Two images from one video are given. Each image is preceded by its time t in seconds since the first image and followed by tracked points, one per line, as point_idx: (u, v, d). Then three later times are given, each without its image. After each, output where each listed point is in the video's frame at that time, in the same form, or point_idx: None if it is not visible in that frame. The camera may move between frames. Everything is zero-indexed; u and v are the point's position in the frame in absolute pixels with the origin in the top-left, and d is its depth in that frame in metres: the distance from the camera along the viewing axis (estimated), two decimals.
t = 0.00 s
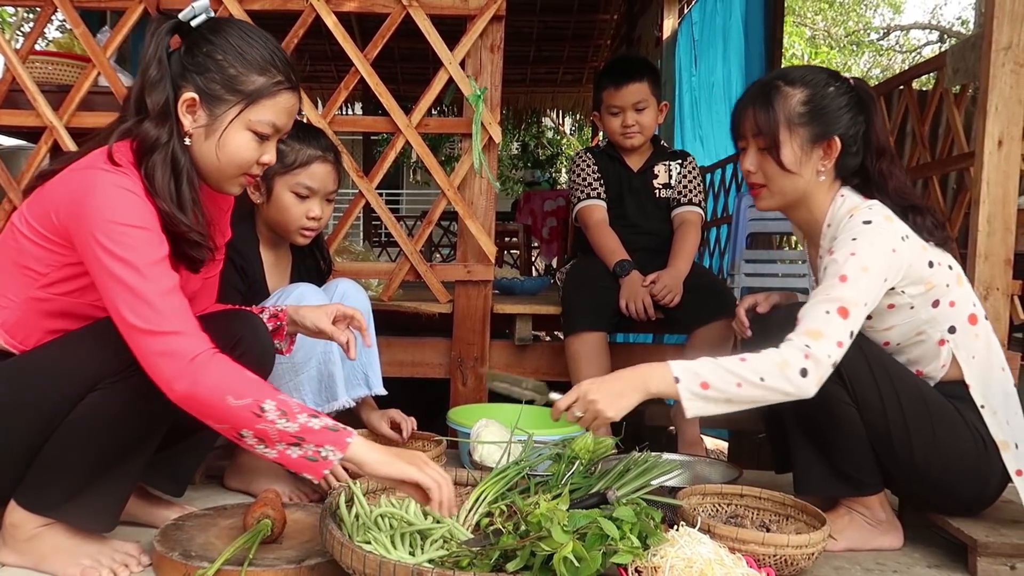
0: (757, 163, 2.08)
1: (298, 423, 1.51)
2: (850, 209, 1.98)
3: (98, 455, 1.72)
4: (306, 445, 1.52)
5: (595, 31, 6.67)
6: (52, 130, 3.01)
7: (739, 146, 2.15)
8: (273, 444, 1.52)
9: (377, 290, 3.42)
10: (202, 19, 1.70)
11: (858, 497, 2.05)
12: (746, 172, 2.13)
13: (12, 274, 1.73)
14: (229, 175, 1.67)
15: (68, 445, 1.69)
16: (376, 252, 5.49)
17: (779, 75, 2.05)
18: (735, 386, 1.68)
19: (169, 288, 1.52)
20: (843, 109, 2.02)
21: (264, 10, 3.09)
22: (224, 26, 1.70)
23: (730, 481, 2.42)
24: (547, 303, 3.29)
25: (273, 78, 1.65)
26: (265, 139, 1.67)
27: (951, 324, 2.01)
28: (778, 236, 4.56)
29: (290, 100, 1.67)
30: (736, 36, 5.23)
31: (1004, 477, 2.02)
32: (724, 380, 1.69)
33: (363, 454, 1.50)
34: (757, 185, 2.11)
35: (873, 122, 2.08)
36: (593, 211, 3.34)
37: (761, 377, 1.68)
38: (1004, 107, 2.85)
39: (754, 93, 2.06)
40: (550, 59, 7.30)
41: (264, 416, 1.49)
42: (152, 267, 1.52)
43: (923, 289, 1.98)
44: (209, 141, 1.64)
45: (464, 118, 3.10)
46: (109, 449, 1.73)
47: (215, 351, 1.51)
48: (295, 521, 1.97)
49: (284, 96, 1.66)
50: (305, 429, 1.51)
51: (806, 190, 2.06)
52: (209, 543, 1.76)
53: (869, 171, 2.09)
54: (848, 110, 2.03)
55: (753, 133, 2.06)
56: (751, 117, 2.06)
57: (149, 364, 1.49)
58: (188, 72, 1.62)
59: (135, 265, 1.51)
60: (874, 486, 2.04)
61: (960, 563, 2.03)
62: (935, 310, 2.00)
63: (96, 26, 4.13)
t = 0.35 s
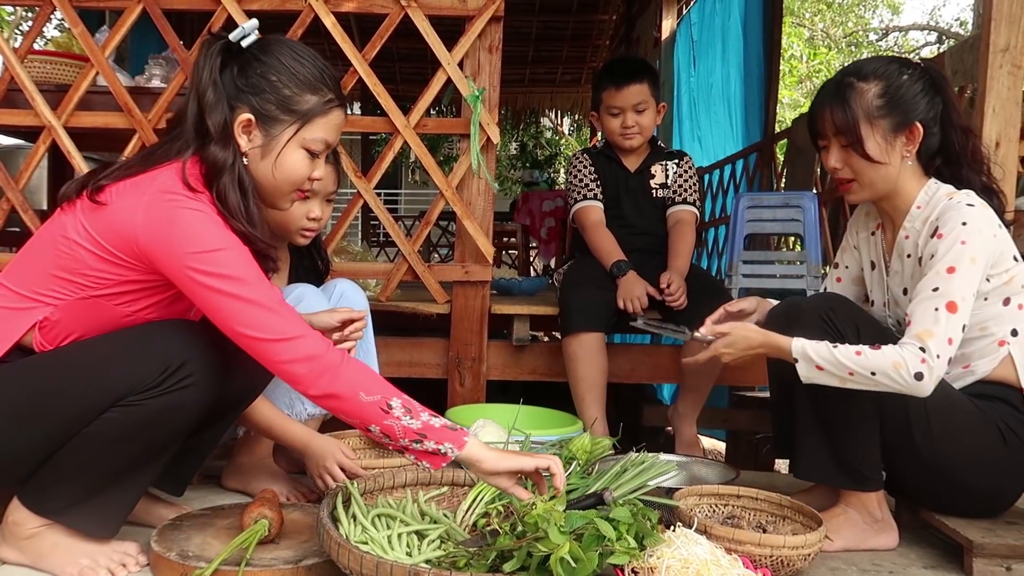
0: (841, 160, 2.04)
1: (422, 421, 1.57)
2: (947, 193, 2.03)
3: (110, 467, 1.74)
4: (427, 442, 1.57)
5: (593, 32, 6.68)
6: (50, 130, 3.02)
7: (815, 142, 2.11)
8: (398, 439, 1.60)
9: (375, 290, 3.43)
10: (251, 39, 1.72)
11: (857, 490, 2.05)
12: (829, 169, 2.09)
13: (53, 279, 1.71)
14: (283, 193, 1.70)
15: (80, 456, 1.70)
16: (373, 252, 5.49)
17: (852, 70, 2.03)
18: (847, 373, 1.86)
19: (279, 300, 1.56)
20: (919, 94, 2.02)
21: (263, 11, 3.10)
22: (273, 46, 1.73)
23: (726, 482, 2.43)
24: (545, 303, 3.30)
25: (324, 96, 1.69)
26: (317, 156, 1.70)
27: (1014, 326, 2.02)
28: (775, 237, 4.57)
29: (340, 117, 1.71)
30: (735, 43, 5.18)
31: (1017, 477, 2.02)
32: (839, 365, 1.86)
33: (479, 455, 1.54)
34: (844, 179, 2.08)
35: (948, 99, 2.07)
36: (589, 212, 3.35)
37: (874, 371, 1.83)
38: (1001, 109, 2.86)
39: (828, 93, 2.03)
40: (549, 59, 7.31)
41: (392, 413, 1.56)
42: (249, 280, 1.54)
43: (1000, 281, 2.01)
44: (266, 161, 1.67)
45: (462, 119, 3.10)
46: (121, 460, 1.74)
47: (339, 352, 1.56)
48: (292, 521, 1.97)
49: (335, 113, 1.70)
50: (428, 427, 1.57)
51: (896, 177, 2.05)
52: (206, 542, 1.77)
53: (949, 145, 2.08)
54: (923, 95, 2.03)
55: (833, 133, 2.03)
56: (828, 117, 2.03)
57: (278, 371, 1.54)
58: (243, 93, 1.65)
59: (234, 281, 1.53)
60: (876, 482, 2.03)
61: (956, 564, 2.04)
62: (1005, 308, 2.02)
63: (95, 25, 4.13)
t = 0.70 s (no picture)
0: (872, 157, 2.04)
1: (434, 399, 1.59)
2: (968, 195, 2.03)
3: (111, 470, 1.74)
4: (441, 420, 1.58)
5: (590, 33, 6.69)
6: (45, 131, 3.01)
7: (845, 137, 2.11)
8: (411, 421, 1.59)
9: (372, 291, 3.43)
10: (253, 45, 1.72)
11: (852, 490, 2.05)
12: (857, 166, 2.08)
13: (55, 282, 1.71)
14: (284, 198, 1.70)
15: (80, 459, 1.70)
16: (369, 254, 5.49)
17: (889, 68, 2.03)
18: (836, 357, 1.88)
19: (283, 289, 1.56)
20: (952, 96, 2.03)
21: (259, 11, 3.11)
22: (274, 51, 1.73)
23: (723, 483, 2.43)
24: (542, 305, 3.30)
25: (325, 101, 1.70)
26: (317, 160, 1.71)
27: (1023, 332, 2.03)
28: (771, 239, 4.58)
29: (341, 122, 1.72)
30: (731, 45, 5.21)
31: (1010, 479, 2.02)
32: (825, 350, 1.89)
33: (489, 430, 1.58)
34: (872, 178, 2.07)
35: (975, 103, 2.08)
36: (584, 215, 3.36)
37: (859, 352, 1.85)
38: (995, 111, 2.87)
39: (866, 87, 2.02)
40: (545, 61, 7.32)
41: (403, 392, 1.57)
42: (249, 272, 1.53)
43: (1012, 287, 2.02)
44: (266, 165, 1.67)
45: (458, 120, 3.10)
46: (121, 462, 1.74)
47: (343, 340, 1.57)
48: (289, 522, 1.97)
49: (335, 119, 1.71)
50: (439, 404, 1.58)
51: (923, 176, 2.05)
52: (203, 544, 1.76)
53: (970, 149, 2.09)
54: (957, 99, 2.04)
55: (869, 129, 2.02)
56: (867, 112, 2.01)
57: (286, 359, 1.54)
58: (244, 98, 1.65)
59: (234, 273, 1.53)
60: (870, 483, 2.03)
61: (951, 565, 2.04)
62: (1015, 314, 2.03)
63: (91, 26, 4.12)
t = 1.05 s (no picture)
0: (864, 165, 2.05)
1: (295, 302, 1.52)
2: (961, 204, 2.04)
3: (94, 458, 1.74)
4: (314, 318, 1.52)
5: (588, 41, 6.72)
6: (46, 137, 3.01)
7: (838, 145, 2.12)
8: (284, 336, 1.51)
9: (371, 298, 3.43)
10: (186, 25, 1.73)
11: (849, 498, 2.05)
12: (849, 175, 2.09)
13: (10, 280, 1.72)
14: (221, 175, 1.69)
15: (62, 448, 1.70)
16: (367, 259, 5.50)
17: (880, 77, 2.04)
18: (828, 385, 1.83)
19: (162, 246, 1.49)
20: (944, 106, 2.04)
21: (259, 19, 3.10)
22: (210, 30, 1.73)
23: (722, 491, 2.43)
24: (540, 312, 3.30)
25: (258, 75, 1.68)
26: (255, 137, 1.69)
27: (1018, 342, 2.03)
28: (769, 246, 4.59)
29: (276, 95, 1.70)
30: (729, 49, 5.19)
31: (1007, 488, 2.02)
32: (815, 384, 1.84)
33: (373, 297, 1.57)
34: (863, 186, 2.08)
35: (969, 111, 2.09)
36: (583, 222, 3.36)
37: (850, 372, 1.82)
38: (992, 120, 2.89)
39: (858, 96, 2.03)
40: (544, 68, 7.34)
41: (261, 310, 1.49)
42: (133, 223, 1.49)
43: (1006, 298, 2.03)
44: (199, 142, 1.66)
45: (457, 128, 3.11)
46: (101, 450, 1.75)
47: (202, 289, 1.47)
48: (287, 529, 1.97)
49: (269, 92, 1.69)
50: (306, 304, 1.52)
51: (914, 185, 2.06)
52: (200, 551, 1.76)
53: (963, 157, 2.10)
54: (949, 107, 2.05)
55: (860, 137, 2.03)
56: (858, 120, 2.02)
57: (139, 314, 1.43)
58: (175, 77, 1.65)
59: (118, 230, 1.49)
60: (868, 490, 2.04)
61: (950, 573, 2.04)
62: (1009, 324, 2.04)
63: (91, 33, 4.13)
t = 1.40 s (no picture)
0: (861, 173, 2.04)
1: (123, 271, 1.52)
2: (953, 213, 2.04)
3: (79, 439, 1.72)
4: (142, 290, 1.52)
5: (589, 46, 6.73)
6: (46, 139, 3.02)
7: (832, 154, 2.11)
8: (109, 306, 1.51)
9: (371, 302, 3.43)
10: None
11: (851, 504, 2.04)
12: (846, 183, 2.08)
13: None
14: (120, 144, 1.66)
15: (49, 429, 1.70)
16: (367, 263, 5.51)
17: (873, 84, 2.04)
18: (888, 449, 1.87)
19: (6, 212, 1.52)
20: (937, 112, 2.04)
21: (260, 23, 3.11)
22: None
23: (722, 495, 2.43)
24: (540, 316, 3.30)
25: (148, 39, 1.65)
26: (150, 103, 1.66)
27: (1014, 347, 2.02)
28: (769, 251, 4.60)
29: (168, 59, 1.66)
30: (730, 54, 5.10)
31: (1007, 493, 2.02)
32: (876, 447, 1.87)
33: (206, 266, 1.56)
34: (860, 193, 2.08)
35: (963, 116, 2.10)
36: (584, 226, 3.36)
37: (911, 438, 1.86)
38: (992, 125, 2.89)
39: (852, 103, 2.02)
40: (544, 73, 7.35)
41: (83, 279, 1.49)
42: None
43: (1004, 304, 2.01)
44: (91, 112, 1.63)
45: (458, 132, 3.12)
46: (84, 433, 1.73)
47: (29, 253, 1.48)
48: (286, 533, 1.96)
49: (161, 56, 1.66)
50: (133, 274, 1.52)
51: (909, 193, 2.07)
52: (199, 555, 1.76)
53: (951, 161, 2.11)
54: (942, 113, 2.06)
55: (858, 145, 2.02)
56: (855, 127, 2.01)
57: None
58: (62, 46, 1.61)
59: None
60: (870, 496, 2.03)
61: None
62: (1005, 329, 2.02)
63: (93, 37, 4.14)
